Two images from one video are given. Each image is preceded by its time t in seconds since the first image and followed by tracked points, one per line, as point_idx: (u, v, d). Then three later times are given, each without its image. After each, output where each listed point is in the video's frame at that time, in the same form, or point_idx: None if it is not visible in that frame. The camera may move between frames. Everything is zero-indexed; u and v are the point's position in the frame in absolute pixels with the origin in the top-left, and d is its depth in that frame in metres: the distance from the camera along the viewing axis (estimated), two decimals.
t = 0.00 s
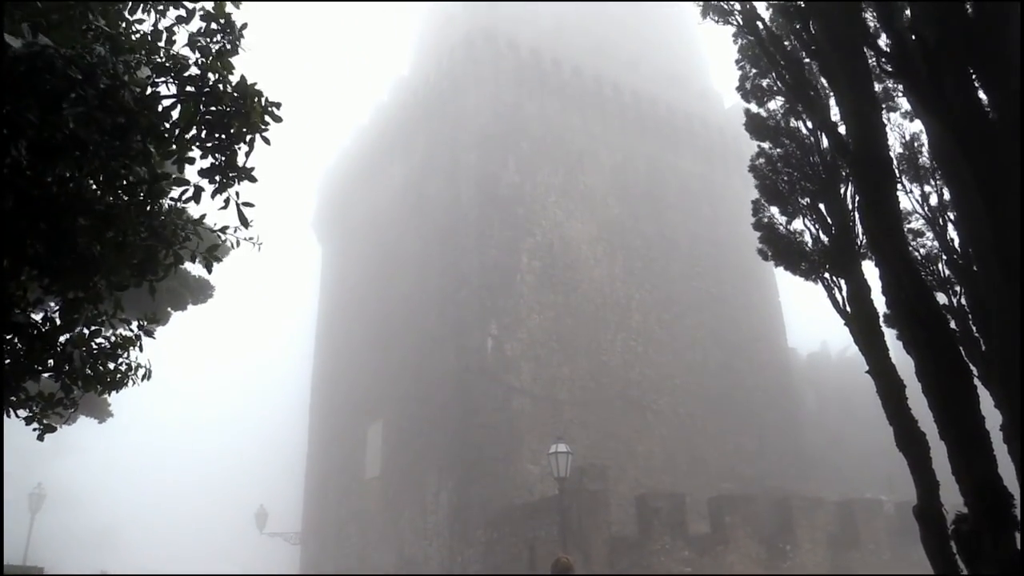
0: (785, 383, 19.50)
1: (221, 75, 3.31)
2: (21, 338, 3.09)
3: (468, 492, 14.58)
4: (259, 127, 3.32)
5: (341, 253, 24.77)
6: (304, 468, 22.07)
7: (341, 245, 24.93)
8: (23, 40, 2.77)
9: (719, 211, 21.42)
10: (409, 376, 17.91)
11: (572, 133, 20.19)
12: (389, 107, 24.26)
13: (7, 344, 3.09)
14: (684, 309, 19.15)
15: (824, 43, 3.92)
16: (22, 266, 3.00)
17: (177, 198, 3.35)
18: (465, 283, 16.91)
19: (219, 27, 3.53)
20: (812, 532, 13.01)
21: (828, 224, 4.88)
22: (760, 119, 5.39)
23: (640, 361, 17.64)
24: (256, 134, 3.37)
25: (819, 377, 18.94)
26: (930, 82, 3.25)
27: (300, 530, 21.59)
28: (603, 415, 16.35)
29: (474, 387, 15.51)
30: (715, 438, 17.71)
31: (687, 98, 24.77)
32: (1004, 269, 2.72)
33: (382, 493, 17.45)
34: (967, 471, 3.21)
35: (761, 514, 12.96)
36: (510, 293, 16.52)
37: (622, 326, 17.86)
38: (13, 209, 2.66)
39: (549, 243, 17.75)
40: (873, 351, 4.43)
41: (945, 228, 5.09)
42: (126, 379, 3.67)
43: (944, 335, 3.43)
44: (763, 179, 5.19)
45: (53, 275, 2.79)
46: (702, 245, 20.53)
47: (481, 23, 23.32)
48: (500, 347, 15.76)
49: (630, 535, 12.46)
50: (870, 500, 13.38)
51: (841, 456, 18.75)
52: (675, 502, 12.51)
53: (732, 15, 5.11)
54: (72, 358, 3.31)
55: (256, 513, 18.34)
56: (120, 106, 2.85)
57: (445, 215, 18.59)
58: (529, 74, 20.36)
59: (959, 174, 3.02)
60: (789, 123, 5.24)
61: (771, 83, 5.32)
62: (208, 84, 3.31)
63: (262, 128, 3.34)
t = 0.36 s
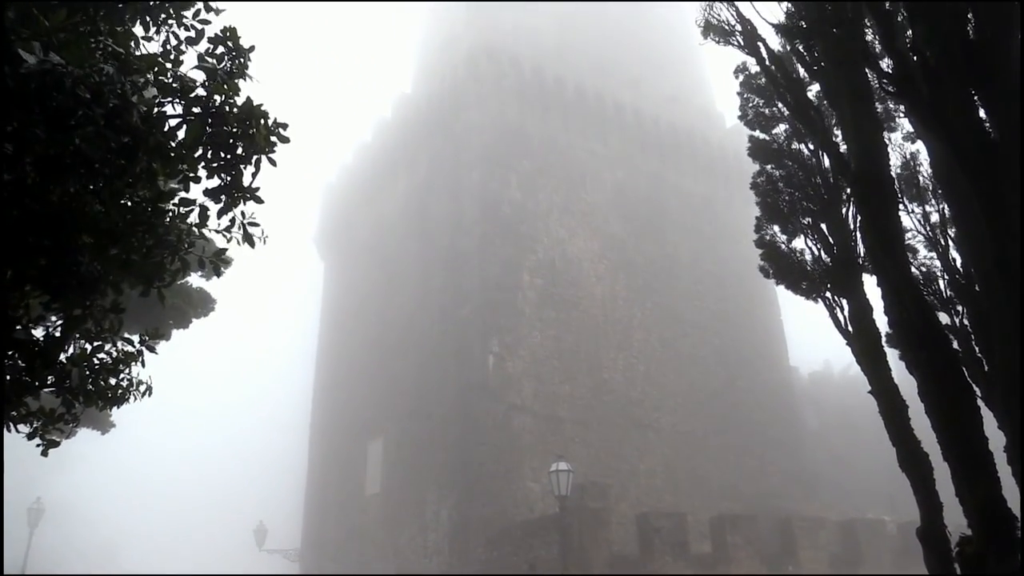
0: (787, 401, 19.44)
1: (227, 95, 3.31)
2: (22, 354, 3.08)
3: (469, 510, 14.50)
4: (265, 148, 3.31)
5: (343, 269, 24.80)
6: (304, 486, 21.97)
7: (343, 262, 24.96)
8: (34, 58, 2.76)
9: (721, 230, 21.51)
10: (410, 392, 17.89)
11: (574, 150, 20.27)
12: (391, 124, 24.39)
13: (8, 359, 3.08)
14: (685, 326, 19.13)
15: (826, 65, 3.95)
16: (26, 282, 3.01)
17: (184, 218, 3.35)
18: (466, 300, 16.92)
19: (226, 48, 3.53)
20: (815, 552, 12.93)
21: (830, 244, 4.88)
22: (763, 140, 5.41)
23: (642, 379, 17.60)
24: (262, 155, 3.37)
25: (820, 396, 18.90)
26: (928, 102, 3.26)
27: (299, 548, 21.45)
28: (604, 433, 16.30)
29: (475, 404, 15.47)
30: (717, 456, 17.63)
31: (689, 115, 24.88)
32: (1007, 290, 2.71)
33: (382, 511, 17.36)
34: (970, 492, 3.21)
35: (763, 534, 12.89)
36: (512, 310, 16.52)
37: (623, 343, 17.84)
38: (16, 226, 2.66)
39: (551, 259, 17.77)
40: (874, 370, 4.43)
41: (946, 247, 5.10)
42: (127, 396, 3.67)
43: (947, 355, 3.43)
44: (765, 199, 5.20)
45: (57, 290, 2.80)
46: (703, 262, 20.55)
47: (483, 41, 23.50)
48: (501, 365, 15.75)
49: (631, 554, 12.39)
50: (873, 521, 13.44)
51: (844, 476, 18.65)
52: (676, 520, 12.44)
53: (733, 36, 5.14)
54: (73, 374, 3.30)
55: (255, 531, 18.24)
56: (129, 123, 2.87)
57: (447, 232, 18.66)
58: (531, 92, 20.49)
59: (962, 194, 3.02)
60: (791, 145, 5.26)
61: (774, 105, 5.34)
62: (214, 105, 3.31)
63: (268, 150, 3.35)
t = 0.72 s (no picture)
0: (792, 418, 19.35)
1: (230, 116, 3.33)
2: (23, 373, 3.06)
3: (472, 528, 14.41)
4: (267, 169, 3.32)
5: (346, 286, 24.81)
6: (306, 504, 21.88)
7: (346, 279, 24.97)
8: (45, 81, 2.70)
9: (724, 246, 21.55)
10: (412, 409, 17.83)
11: (576, 167, 20.31)
12: (394, 140, 24.48)
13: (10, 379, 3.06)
14: (688, 343, 19.09)
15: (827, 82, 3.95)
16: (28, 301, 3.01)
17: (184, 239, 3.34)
18: (469, 317, 16.90)
19: (230, 70, 3.56)
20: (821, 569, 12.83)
21: (832, 261, 4.88)
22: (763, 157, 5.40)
23: (646, 395, 17.52)
24: (263, 175, 3.38)
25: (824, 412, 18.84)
26: (930, 118, 3.26)
27: (301, 567, 21.33)
28: (608, 450, 16.20)
29: (478, 421, 15.40)
30: (721, 473, 17.52)
31: (691, 132, 24.95)
32: (1012, 307, 2.69)
33: (384, 529, 17.27)
34: (977, 510, 3.18)
35: (768, 551, 12.81)
36: (514, 326, 16.50)
37: (626, 359, 17.79)
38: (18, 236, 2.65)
39: (553, 276, 17.76)
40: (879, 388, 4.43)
41: (949, 263, 5.10)
42: (128, 415, 3.65)
43: (951, 372, 3.41)
44: (767, 217, 5.20)
45: (59, 311, 2.81)
46: (705, 278, 20.52)
47: (486, 58, 23.60)
48: (504, 382, 15.69)
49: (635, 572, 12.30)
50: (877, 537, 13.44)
51: (849, 493, 18.54)
52: (681, 537, 12.36)
53: (734, 54, 5.16)
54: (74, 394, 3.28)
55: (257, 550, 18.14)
56: (134, 144, 2.87)
57: (450, 249, 18.67)
58: (533, 108, 20.57)
59: (964, 210, 3.02)
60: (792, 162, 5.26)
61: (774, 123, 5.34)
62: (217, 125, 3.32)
63: (270, 170, 3.35)
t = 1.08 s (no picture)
0: (796, 435, 19.27)
1: (233, 132, 3.35)
2: (24, 394, 3.05)
3: (474, 547, 14.32)
4: (270, 184, 3.33)
5: (348, 304, 24.85)
6: (308, 523, 21.78)
7: (348, 297, 25.02)
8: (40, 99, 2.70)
9: (726, 264, 21.57)
10: (415, 427, 17.78)
11: (578, 184, 20.38)
12: (398, 159, 24.62)
13: (13, 400, 3.07)
14: (691, 360, 19.05)
15: (831, 100, 3.95)
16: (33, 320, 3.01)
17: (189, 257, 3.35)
18: (471, 334, 16.89)
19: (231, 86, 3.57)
20: None
21: (836, 278, 4.88)
22: (766, 173, 5.40)
23: (649, 413, 17.47)
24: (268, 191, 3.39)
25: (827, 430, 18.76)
26: (931, 135, 3.27)
27: None
28: (611, 468, 16.14)
29: (480, 439, 15.35)
30: (726, 491, 17.41)
31: (693, 149, 25.05)
32: (1016, 323, 2.68)
33: (386, 548, 17.18)
34: (984, 528, 3.16)
35: (773, 569, 12.72)
36: (517, 344, 16.47)
37: (629, 377, 17.74)
38: (15, 273, 2.65)
39: (556, 293, 17.76)
40: (883, 407, 4.47)
41: (952, 281, 5.10)
42: (131, 436, 3.65)
43: (956, 389, 3.40)
44: (770, 235, 5.18)
45: (61, 329, 2.82)
46: (708, 296, 20.53)
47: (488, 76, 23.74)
48: (507, 399, 15.66)
49: None
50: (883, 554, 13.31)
51: (854, 511, 18.42)
52: (685, 555, 12.27)
53: (735, 72, 5.18)
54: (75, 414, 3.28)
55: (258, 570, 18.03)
56: (134, 163, 2.84)
57: (453, 267, 18.71)
58: (536, 126, 20.68)
59: (965, 225, 3.02)
60: (795, 179, 5.26)
61: (775, 140, 5.35)
62: (219, 142, 3.33)
63: (274, 184, 3.36)
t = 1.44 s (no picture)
0: (799, 455, 19.16)
1: (236, 164, 3.34)
2: (25, 419, 3.05)
3: (475, 569, 14.20)
4: (272, 219, 3.33)
5: (350, 325, 24.84)
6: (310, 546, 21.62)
7: (350, 318, 25.01)
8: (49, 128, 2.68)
9: (728, 284, 21.57)
10: (417, 448, 17.72)
11: (579, 205, 20.45)
12: (400, 180, 24.70)
13: (13, 424, 3.05)
14: (693, 380, 18.99)
15: (830, 120, 3.97)
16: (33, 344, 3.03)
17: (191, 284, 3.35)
18: (473, 355, 16.87)
19: (237, 118, 3.58)
20: None
21: (838, 296, 4.88)
22: (770, 190, 5.42)
23: (651, 433, 17.37)
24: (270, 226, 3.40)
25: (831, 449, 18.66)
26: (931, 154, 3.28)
27: None
28: (612, 489, 16.03)
29: (482, 461, 15.27)
30: (729, 512, 17.27)
31: (694, 170, 25.13)
32: (1014, 341, 2.68)
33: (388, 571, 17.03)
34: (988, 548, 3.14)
35: None
36: (519, 364, 16.43)
37: (631, 397, 17.68)
38: (15, 293, 2.71)
39: (557, 313, 17.75)
40: (888, 426, 4.46)
41: (956, 301, 5.09)
42: (132, 460, 3.65)
43: (959, 408, 3.40)
44: (773, 250, 5.22)
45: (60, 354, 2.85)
46: (710, 316, 20.50)
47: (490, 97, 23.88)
48: (508, 420, 15.61)
49: None
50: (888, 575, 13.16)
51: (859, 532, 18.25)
52: None
53: (737, 92, 5.21)
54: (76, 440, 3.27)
55: None
56: (138, 192, 2.77)
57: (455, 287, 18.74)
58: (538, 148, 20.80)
59: (966, 245, 3.03)
60: (799, 196, 5.26)
61: (779, 159, 5.36)
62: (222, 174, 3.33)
63: (275, 218, 3.36)
